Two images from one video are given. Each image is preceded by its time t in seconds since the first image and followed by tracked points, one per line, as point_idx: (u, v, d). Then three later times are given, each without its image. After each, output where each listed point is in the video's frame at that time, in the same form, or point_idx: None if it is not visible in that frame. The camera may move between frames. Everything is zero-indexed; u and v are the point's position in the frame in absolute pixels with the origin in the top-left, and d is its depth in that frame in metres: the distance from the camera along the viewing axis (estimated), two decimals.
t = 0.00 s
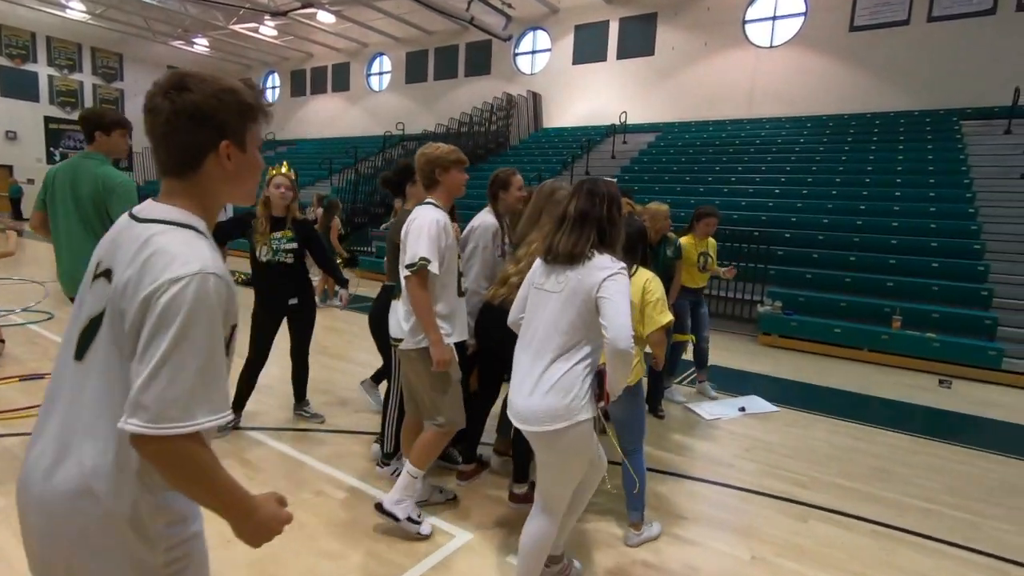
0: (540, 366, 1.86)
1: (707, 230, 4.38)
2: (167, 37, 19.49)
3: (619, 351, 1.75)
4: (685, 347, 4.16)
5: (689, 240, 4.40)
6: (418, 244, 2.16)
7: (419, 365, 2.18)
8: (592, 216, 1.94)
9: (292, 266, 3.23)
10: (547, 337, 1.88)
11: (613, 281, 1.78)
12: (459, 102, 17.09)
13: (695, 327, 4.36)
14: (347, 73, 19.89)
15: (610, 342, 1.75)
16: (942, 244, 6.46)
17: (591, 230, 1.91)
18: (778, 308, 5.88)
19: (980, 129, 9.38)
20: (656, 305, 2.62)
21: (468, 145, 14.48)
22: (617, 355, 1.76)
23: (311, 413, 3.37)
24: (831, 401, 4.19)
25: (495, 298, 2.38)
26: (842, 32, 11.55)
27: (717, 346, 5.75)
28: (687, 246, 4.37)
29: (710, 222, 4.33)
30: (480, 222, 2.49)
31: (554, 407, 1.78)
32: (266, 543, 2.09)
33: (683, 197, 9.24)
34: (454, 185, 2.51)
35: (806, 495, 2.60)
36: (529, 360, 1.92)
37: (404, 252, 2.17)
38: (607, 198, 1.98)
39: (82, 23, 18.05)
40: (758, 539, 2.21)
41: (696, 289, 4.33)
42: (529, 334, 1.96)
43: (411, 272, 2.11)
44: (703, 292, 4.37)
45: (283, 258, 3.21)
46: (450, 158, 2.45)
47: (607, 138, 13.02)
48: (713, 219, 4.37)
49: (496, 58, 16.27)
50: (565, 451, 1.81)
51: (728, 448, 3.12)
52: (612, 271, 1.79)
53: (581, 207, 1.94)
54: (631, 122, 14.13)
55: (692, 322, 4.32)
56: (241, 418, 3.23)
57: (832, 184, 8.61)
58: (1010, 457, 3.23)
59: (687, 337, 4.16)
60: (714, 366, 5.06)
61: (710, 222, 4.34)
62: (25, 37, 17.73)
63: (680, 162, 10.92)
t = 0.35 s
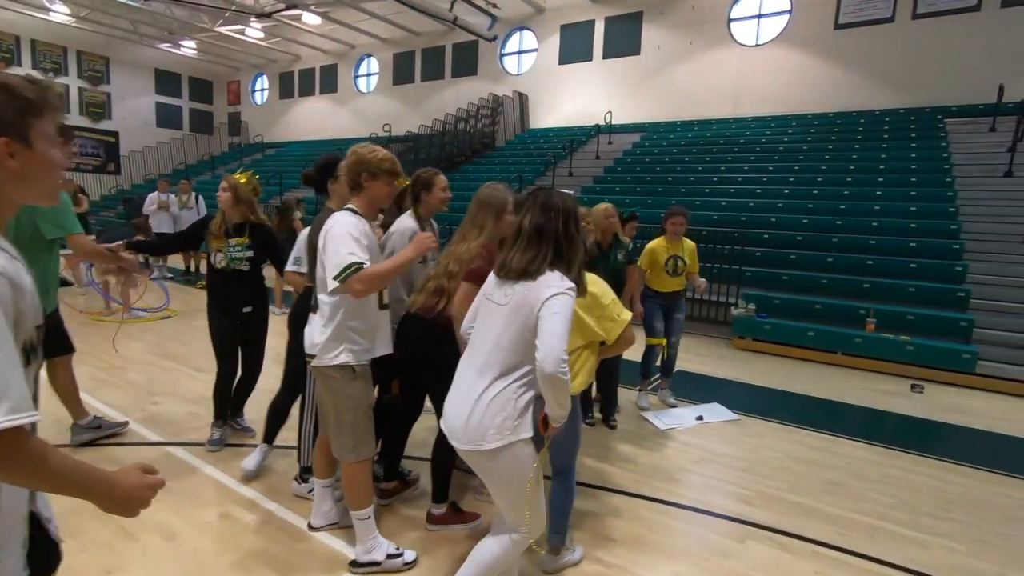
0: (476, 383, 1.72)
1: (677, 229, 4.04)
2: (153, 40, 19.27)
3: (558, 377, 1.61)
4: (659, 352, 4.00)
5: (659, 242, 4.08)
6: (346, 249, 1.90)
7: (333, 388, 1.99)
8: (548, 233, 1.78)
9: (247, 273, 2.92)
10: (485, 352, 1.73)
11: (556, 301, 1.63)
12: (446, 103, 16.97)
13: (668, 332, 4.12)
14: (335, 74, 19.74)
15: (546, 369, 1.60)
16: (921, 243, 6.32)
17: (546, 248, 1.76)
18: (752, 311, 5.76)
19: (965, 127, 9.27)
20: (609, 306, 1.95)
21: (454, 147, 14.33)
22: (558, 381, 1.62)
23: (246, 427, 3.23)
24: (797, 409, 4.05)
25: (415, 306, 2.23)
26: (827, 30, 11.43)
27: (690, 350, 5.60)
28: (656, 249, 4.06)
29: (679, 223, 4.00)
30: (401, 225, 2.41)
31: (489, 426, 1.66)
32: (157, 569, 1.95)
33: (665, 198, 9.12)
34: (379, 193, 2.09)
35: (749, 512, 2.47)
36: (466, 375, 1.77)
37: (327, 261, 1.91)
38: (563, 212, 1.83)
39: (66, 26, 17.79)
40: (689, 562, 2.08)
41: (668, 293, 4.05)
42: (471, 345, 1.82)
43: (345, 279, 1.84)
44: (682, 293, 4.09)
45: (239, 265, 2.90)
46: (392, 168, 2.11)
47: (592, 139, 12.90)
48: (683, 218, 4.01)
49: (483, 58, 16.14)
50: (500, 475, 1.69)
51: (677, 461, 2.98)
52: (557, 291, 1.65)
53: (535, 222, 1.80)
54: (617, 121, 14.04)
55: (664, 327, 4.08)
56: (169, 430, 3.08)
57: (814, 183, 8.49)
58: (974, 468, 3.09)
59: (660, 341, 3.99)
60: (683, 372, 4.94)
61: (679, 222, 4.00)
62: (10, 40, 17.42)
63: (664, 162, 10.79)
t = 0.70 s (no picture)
0: (345, 403, 1.43)
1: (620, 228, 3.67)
2: (122, 41, 18.73)
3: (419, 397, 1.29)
4: (605, 356, 3.74)
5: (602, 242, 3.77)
6: (233, 246, 1.60)
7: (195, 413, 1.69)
8: (419, 220, 1.40)
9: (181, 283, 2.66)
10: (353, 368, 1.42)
11: (411, 308, 1.27)
12: (420, 103, 16.75)
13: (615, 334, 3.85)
14: (308, 75, 19.43)
15: (404, 391, 1.28)
16: (883, 240, 6.24)
17: (412, 238, 1.37)
18: (710, 310, 5.63)
19: (931, 123, 9.25)
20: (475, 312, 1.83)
21: (427, 147, 14.11)
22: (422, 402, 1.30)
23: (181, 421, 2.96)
24: (746, 412, 3.90)
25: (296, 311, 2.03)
26: (797, 27, 11.39)
27: (648, 352, 5.46)
28: (599, 248, 3.77)
29: (621, 223, 3.64)
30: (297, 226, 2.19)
31: (359, 457, 1.38)
32: None
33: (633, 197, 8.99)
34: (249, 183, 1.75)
35: (668, 527, 2.31)
36: (340, 389, 1.48)
37: (212, 261, 1.61)
38: (438, 192, 1.44)
39: (30, 26, 17.17)
40: None
41: (611, 294, 3.75)
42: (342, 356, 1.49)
43: (260, 269, 1.60)
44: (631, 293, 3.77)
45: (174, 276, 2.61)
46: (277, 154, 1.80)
47: (565, 138, 12.76)
48: (625, 220, 3.63)
49: (456, 58, 15.95)
50: (381, 506, 1.42)
51: (605, 471, 2.81)
52: (419, 294, 1.28)
53: (403, 205, 1.41)
54: (589, 120, 13.93)
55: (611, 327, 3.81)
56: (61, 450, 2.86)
57: (781, 180, 8.40)
58: (914, 471, 2.97)
59: (605, 344, 3.75)
60: (636, 374, 4.79)
61: (621, 221, 3.63)
62: None
63: (635, 160, 10.67)
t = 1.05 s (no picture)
0: (218, 404, 1.25)
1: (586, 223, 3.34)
2: (118, 33, 18.55)
3: (290, 398, 1.12)
4: (570, 356, 3.42)
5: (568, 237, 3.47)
6: (107, 235, 1.41)
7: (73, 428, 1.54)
8: (291, 198, 1.22)
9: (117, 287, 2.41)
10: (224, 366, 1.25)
11: (268, 300, 1.10)
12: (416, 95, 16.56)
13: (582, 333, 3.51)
14: (305, 67, 19.24)
15: (273, 391, 1.11)
16: (877, 233, 6.02)
17: (284, 221, 1.19)
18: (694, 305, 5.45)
19: (933, 113, 8.97)
20: (392, 301, 1.52)
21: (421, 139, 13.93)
22: (297, 403, 1.13)
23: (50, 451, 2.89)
24: (723, 413, 3.72)
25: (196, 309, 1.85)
26: (796, 15, 11.11)
27: (629, 349, 5.28)
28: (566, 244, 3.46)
29: (589, 219, 3.33)
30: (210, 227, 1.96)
31: (234, 460, 1.20)
32: None
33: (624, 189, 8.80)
34: (138, 169, 1.62)
35: (615, 537, 2.16)
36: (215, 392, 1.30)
37: (86, 252, 1.43)
38: (316, 170, 1.27)
39: (26, 19, 17.00)
40: None
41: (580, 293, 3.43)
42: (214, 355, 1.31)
43: (139, 259, 1.41)
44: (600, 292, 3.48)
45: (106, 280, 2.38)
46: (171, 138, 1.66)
47: (560, 129, 12.55)
48: (592, 216, 3.31)
49: (452, 49, 15.72)
50: (259, 515, 1.23)
51: (561, 476, 2.64)
52: (282, 281, 1.11)
53: (271, 180, 1.22)
54: (585, 111, 13.70)
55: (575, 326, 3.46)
56: None
57: (776, 172, 8.18)
58: (890, 476, 2.80)
59: (569, 343, 3.40)
60: (612, 371, 4.63)
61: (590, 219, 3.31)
62: None
63: (629, 152, 10.45)
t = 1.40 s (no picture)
0: (95, 416, 1.17)
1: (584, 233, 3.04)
2: (164, 42, 19.11)
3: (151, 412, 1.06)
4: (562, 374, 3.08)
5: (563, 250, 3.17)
6: (9, 240, 1.37)
7: None
8: (157, 211, 1.14)
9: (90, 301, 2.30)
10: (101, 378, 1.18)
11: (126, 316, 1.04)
12: (444, 98, 16.59)
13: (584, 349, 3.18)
14: (338, 72, 19.56)
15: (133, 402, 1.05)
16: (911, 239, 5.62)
17: (148, 238, 1.12)
18: (708, 314, 5.19)
19: (982, 110, 8.38)
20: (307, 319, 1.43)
21: (446, 141, 13.91)
22: (161, 418, 1.06)
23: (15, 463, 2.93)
24: (723, 430, 3.49)
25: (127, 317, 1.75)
26: (833, 9, 10.60)
27: (637, 359, 5.05)
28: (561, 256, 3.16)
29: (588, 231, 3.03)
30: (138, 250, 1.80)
31: (107, 470, 1.12)
32: None
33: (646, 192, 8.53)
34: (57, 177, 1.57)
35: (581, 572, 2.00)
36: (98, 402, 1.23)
37: None
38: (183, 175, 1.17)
39: (81, 30, 17.65)
40: None
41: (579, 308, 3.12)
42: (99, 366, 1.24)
43: (36, 264, 1.34)
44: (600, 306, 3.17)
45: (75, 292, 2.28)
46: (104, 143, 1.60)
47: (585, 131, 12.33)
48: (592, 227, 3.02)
49: (480, 51, 15.68)
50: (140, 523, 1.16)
51: (533, 500, 2.49)
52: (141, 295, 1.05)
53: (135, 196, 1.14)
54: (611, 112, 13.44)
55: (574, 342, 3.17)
56: None
57: (806, 174, 7.78)
58: (902, 512, 2.54)
59: (563, 357, 3.09)
60: (614, 383, 4.42)
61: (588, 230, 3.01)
62: (26, 46, 17.35)
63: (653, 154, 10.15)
